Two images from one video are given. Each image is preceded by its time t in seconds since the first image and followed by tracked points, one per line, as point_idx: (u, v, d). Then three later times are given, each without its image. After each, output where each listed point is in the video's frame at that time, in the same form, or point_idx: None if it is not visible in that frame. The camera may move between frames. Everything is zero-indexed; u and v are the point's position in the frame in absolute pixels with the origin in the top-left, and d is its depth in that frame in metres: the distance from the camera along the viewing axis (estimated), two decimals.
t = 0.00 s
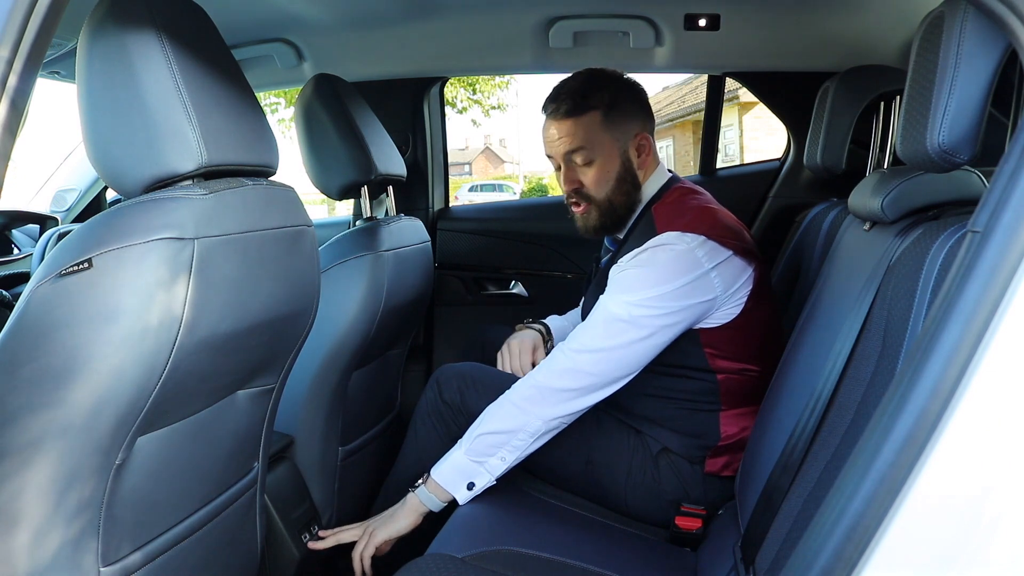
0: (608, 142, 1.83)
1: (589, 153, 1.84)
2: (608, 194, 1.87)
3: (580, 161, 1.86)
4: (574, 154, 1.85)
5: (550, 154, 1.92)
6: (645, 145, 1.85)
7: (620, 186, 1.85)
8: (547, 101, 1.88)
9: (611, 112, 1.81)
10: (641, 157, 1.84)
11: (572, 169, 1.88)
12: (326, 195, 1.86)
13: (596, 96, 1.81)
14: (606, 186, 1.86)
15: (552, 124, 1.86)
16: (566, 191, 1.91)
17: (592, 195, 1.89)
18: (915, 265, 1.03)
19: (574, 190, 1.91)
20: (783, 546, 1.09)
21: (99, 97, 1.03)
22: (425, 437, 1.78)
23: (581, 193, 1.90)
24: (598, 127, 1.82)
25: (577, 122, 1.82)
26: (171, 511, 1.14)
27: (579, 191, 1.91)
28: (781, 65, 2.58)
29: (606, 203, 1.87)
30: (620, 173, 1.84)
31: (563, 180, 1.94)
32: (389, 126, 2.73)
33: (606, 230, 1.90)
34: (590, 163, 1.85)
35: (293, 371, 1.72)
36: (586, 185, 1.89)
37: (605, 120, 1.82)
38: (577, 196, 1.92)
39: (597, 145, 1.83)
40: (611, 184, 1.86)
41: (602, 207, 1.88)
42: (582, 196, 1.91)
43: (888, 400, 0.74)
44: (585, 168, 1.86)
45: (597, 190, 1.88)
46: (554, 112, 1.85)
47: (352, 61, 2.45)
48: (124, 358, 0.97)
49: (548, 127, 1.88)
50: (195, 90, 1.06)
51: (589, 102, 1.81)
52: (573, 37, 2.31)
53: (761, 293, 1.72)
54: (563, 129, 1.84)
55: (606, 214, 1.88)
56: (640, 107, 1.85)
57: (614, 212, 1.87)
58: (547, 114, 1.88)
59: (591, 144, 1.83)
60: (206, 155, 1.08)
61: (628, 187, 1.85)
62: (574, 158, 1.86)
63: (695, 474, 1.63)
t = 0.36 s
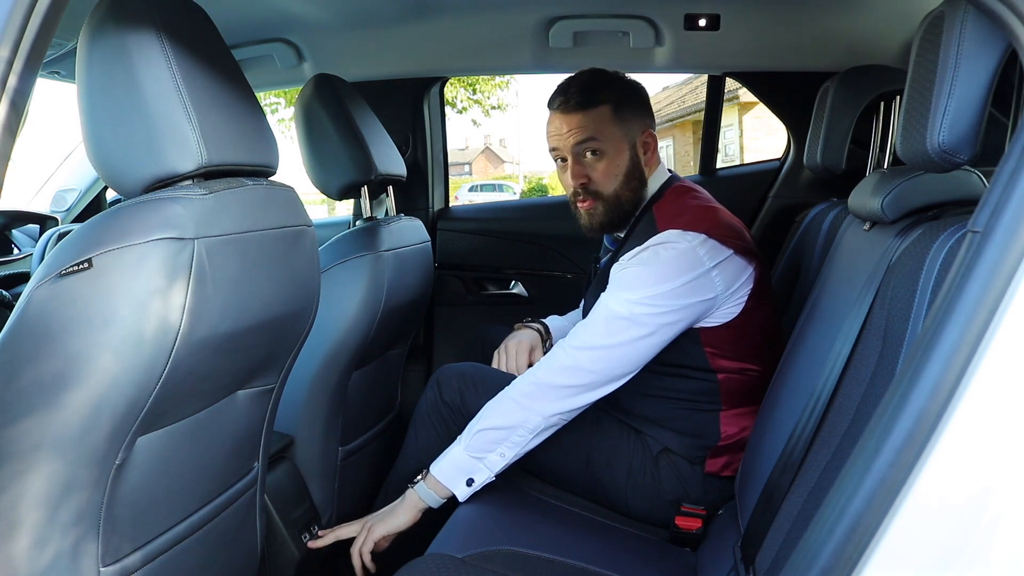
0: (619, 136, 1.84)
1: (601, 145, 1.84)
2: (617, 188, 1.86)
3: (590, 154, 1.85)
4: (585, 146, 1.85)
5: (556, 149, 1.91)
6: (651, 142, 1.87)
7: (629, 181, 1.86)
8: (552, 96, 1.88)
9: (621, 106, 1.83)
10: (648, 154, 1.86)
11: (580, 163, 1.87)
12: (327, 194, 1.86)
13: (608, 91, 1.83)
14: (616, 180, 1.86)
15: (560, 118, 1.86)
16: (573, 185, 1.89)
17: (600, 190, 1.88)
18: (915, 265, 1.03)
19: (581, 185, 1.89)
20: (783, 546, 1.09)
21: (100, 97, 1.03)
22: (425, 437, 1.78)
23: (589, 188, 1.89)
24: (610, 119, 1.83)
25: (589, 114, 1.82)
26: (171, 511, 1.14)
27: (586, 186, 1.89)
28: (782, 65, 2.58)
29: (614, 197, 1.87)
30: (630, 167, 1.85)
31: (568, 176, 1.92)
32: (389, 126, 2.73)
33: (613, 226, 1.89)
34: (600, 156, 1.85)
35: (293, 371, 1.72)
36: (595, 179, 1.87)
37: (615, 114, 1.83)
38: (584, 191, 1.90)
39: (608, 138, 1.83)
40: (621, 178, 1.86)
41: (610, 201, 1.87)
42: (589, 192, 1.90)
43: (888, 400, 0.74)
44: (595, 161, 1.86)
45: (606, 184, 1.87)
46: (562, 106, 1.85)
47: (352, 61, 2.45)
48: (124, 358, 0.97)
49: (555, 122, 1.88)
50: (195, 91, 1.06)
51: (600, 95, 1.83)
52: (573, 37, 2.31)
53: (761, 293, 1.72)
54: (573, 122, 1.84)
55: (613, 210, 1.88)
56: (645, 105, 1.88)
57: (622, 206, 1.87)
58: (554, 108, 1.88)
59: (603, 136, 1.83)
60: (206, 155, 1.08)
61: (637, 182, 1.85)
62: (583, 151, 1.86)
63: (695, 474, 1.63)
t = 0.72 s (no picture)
0: (620, 133, 1.83)
1: (601, 143, 1.84)
2: (617, 185, 1.86)
3: (591, 151, 1.85)
4: (586, 143, 1.85)
5: (557, 146, 1.91)
6: (652, 141, 1.87)
7: (629, 179, 1.86)
8: (556, 93, 1.89)
9: (622, 104, 1.83)
10: (650, 152, 1.86)
11: (580, 160, 1.87)
12: (327, 194, 1.86)
13: (610, 89, 1.83)
14: (617, 177, 1.86)
15: (562, 115, 1.86)
16: (573, 181, 1.89)
17: (600, 187, 1.88)
18: (915, 265, 1.03)
19: (581, 181, 1.89)
20: (783, 546, 1.09)
21: (100, 97, 1.03)
22: (425, 437, 1.78)
23: (589, 184, 1.89)
24: (611, 117, 1.82)
25: (590, 111, 1.82)
26: (171, 511, 1.14)
27: (587, 182, 1.89)
28: (782, 65, 2.58)
29: (615, 194, 1.87)
30: (631, 165, 1.85)
31: (568, 173, 1.92)
32: (389, 125, 2.73)
33: (612, 223, 1.89)
34: (601, 153, 1.85)
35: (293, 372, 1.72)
36: (595, 176, 1.87)
37: (616, 112, 1.83)
38: (584, 187, 1.90)
39: (608, 135, 1.83)
40: (622, 175, 1.86)
41: (610, 199, 1.87)
42: (590, 188, 1.90)
43: (888, 400, 0.74)
44: (596, 158, 1.86)
45: (607, 180, 1.87)
46: (564, 104, 1.86)
47: (352, 61, 2.45)
48: (124, 358, 0.97)
49: (557, 119, 1.88)
50: (195, 90, 1.06)
51: (601, 93, 1.83)
52: (573, 36, 2.31)
53: (761, 292, 1.72)
54: (574, 119, 1.84)
55: (614, 207, 1.88)
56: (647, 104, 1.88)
57: (622, 204, 1.87)
58: (556, 105, 1.88)
59: (603, 134, 1.83)
60: (206, 155, 1.08)
61: (637, 180, 1.85)
62: (584, 148, 1.86)
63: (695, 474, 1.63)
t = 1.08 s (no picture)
0: (600, 142, 1.83)
1: (582, 155, 1.84)
2: (601, 193, 1.87)
3: (573, 160, 1.86)
4: (567, 153, 1.86)
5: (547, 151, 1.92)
6: (639, 145, 1.84)
7: (612, 186, 1.85)
8: (544, 99, 1.89)
9: (602, 113, 1.81)
10: (635, 157, 1.84)
11: (565, 168, 1.89)
12: (326, 194, 1.86)
13: (590, 98, 1.81)
14: (600, 185, 1.87)
15: (548, 123, 1.87)
16: (559, 189, 1.92)
17: (585, 194, 1.90)
18: (916, 265, 1.03)
19: (568, 188, 1.92)
20: (783, 546, 1.09)
21: (99, 97, 1.03)
22: (425, 437, 1.78)
23: (575, 192, 1.91)
24: (590, 127, 1.82)
25: (569, 123, 1.82)
26: (171, 511, 1.14)
27: (573, 189, 1.92)
28: (781, 65, 2.58)
29: (599, 202, 1.88)
30: (613, 172, 1.84)
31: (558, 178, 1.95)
32: (389, 125, 2.73)
33: (599, 229, 1.91)
34: (583, 163, 1.85)
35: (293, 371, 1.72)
36: (579, 184, 1.89)
37: (597, 121, 1.81)
38: (571, 194, 1.93)
39: (588, 146, 1.83)
40: (605, 183, 1.86)
41: (595, 206, 1.89)
42: (576, 195, 1.92)
43: (888, 400, 0.74)
44: (578, 168, 1.87)
45: (591, 188, 1.88)
46: (548, 112, 1.86)
47: (352, 61, 2.45)
48: (125, 358, 0.97)
49: (545, 126, 1.88)
50: (195, 91, 1.06)
51: (580, 102, 1.81)
52: (573, 36, 2.31)
53: (761, 292, 1.72)
54: (556, 129, 1.85)
55: (598, 214, 1.89)
56: (634, 107, 1.84)
57: (607, 211, 1.88)
58: (544, 111, 1.88)
59: (582, 145, 1.83)
60: (206, 155, 1.08)
61: (620, 187, 1.85)
62: (566, 158, 1.87)
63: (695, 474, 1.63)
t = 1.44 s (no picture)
0: (603, 140, 1.83)
1: (584, 151, 1.84)
2: (603, 191, 1.87)
3: (576, 158, 1.86)
4: (570, 151, 1.86)
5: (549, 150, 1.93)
6: (642, 143, 1.84)
7: (615, 184, 1.85)
8: (547, 98, 1.89)
9: (606, 110, 1.81)
10: (637, 155, 1.84)
11: (568, 166, 1.89)
12: (327, 194, 1.86)
13: (593, 95, 1.82)
14: (603, 183, 1.86)
15: (550, 121, 1.87)
16: (561, 187, 1.91)
17: (588, 192, 1.89)
18: (916, 265, 1.03)
19: (570, 186, 1.92)
20: (783, 546, 1.09)
21: (100, 97, 1.03)
22: (425, 437, 1.78)
23: (577, 189, 1.91)
24: (593, 125, 1.82)
25: (572, 120, 1.83)
26: (171, 511, 1.14)
27: (576, 187, 1.92)
28: (781, 65, 2.58)
29: (601, 200, 1.87)
30: (616, 170, 1.84)
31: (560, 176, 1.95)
32: (389, 125, 2.73)
33: (601, 228, 1.90)
34: (586, 160, 1.85)
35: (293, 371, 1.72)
36: (582, 182, 1.89)
37: (600, 118, 1.82)
38: (574, 192, 1.92)
39: (591, 143, 1.83)
40: (608, 181, 1.86)
41: (597, 204, 1.88)
42: (579, 193, 1.92)
43: (888, 400, 0.74)
44: (581, 166, 1.87)
45: (594, 186, 1.88)
46: (552, 110, 1.86)
47: (352, 61, 2.45)
48: (125, 358, 0.97)
49: (547, 124, 1.89)
50: (195, 91, 1.06)
51: (583, 99, 1.82)
52: (573, 37, 2.31)
53: (761, 292, 1.72)
54: (559, 126, 1.85)
55: (601, 212, 1.89)
56: (637, 105, 1.84)
57: (609, 209, 1.87)
58: (547, 109, 1.89)
59: (585, 142, 1.83)
60: (206, 155, 1.08)
61: (623, 185, 1.84)
62: (569, 155, 1.87)
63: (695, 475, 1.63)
